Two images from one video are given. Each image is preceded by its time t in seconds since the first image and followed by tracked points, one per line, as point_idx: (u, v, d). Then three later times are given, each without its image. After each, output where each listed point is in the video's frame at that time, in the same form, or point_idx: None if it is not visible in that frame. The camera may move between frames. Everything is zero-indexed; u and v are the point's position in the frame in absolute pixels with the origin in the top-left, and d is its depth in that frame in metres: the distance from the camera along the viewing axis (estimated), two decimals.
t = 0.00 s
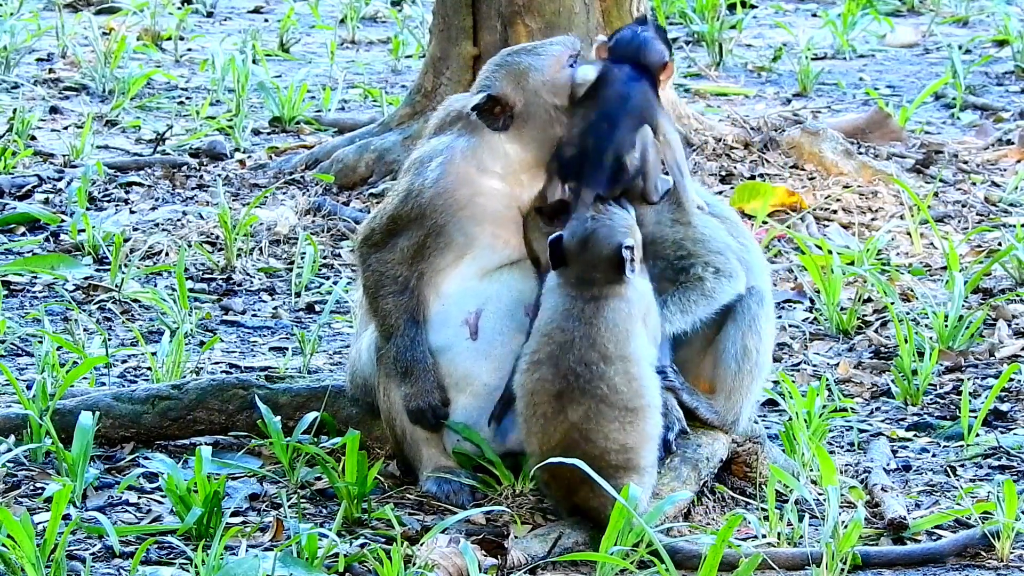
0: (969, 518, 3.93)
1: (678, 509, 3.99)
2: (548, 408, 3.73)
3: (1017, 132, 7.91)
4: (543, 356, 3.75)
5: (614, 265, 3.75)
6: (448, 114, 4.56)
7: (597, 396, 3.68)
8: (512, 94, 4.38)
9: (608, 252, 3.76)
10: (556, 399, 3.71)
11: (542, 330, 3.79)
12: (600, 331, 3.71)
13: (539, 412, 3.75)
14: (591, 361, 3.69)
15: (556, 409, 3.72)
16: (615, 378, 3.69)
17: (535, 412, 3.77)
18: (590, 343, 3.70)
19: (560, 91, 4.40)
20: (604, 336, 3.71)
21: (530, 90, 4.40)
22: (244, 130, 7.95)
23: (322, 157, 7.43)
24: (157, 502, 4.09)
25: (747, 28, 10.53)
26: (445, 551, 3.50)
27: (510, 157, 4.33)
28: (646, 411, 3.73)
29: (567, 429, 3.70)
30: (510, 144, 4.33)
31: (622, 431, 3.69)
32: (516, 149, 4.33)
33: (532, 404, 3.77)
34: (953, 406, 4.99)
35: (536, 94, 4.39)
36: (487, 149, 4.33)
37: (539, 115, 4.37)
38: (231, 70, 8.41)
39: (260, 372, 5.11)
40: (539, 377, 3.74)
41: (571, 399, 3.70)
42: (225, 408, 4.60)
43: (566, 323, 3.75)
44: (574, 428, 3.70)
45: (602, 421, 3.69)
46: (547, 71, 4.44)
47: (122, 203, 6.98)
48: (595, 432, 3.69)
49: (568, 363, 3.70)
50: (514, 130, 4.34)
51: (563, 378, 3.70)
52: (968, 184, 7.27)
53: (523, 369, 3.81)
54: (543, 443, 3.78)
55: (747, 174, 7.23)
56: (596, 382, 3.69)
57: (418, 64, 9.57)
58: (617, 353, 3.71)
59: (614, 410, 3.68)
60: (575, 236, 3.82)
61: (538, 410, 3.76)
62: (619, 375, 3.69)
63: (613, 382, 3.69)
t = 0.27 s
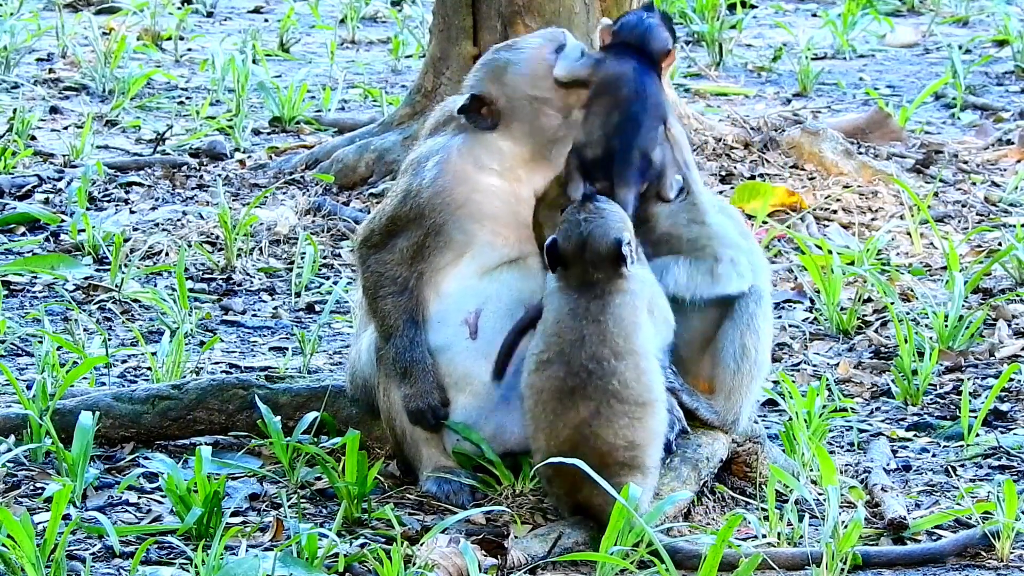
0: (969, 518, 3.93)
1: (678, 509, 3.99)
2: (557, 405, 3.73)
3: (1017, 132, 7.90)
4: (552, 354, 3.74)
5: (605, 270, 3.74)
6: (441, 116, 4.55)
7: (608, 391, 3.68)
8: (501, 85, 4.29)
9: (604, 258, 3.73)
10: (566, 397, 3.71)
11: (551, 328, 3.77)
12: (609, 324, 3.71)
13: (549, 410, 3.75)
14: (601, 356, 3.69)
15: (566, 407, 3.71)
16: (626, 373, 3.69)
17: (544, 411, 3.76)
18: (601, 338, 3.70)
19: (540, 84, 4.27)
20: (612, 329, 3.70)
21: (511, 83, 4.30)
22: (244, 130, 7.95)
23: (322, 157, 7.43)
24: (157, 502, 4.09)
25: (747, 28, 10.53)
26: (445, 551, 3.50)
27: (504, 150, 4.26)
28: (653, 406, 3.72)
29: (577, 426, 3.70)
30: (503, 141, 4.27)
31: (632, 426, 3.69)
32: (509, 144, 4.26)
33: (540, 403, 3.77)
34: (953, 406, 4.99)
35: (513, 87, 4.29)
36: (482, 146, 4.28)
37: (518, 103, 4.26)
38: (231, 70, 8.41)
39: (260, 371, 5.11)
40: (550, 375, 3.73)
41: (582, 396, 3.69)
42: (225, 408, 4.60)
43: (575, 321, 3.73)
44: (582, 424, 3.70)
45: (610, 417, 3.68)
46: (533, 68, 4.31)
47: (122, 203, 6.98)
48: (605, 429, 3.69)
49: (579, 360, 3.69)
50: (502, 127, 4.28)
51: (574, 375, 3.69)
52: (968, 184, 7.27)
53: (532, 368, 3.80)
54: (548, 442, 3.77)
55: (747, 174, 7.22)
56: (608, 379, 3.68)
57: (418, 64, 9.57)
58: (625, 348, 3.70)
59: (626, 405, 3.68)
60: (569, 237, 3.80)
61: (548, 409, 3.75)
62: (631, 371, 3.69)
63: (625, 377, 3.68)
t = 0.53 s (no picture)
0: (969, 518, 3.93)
1: (678, 509, 3.99)
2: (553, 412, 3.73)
3: (1017, 132, 7.90)
4: (546, 362, 3.73)
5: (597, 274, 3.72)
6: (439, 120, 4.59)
7: (603, 397, 3.68)
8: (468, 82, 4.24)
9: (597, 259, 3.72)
10: (563, 404, 3.71)
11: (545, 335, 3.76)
12: (600, 331, 3.70)
13: (547, 418, 3.75)
14: (595, 364, 3.68)
15: (563, 414, 3.71)
16: (622, 380, 3.69)
17: (542, 419, 3.76)
18: (593, 346, 3.69)
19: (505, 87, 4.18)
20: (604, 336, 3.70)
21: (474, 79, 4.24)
22: (244, 130, 7.95)
23: (322, 157, 7.43)
24: (157, 502, 4.09)
25: (747, 28, 10.53)
26: (445, 551, 3.50)
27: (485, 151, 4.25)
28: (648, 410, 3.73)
29: (575, 433, 3.70)
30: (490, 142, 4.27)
31: (629, 431, 3.70)
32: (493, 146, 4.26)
33: (538, 410, 3.77)
34: (953, 406, 4.99)
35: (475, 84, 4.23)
36: (468, 147, 4.27)
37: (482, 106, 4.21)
38: (231, 70, 8.41)
39: (260, 372, 5.11)
40: (546, 385, 3.73)
41: (580, 403, 3.70)
42: (225, 408, 4.61)
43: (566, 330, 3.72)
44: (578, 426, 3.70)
45: (606, 422, 3.68)
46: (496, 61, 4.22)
47: (122, 203, 6.98)
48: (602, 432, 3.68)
49: (575, 369, 3.69)
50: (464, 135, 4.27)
51: (571, 383, 3.69)
52: (968, 184, 7.27)
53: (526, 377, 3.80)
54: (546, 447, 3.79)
55: (747, 174, 7.22)
56: (604, 386, 3.68)
57: (418, 64, 9.57)
58: (619, 354, 3.70)
59: (623, 411, 3.69)
60: (562, 237, 3.76)
61: (546, 417, 3.75)
62: (626, 377, 3.69)
63: (621, 385, 3.69)
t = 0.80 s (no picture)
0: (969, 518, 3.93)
1: (678, 509, 3.99)
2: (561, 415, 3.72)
3: (1017, 132, 7.90)
4: (556, 363, 3.70)
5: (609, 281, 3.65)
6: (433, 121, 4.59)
7: (610, 400, 3.67)
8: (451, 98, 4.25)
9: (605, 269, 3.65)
10: (572, 409, 3.70)
11: (550, 340, 3.72)
12: (610, 336, 3.68)
13: (555, 421, 3.73)
14: (604, 368, 3.66)
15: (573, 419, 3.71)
16: (632, 385, 3.68)
17: (549, 422, 3.74)
18: (603, 350, 3.67)
19: (510, 85, 4.14)
20: (613, 340, 3.67)
21: (462, 101, 4.23)
22: (244, 130, 7.95)
23: (322, 157, 7.43)
24: (157, 502, 4.09)
25: (747, 28, 10.53)
26: (445, 551, 3.50)
27: (473, 159, 4.22)
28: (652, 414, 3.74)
29: (584, 439, 3.70)
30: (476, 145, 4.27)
31: (636, 435, 3.71)
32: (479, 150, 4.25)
33: (541, 413, 3.75)
34: (953, 406, 4.99)
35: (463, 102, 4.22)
36: (451, 154, 4.27)
37: (482, 115, 4.17)
38: (231, 70, 8.41)
39: (260, 372, 5.11)
40: (556, 390, 3.71)
41: (589, 409, 3.69)
42: (225, 408, 4.61)
43: (576, 332, 3.69)
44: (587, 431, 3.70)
45: (614, 425, 3.69)
46: (482, 67, 4.21)
47: (122, 203, 6.98)
48: (609, 437, 3.69)
49: (585, 375, 3.68)
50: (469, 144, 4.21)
51: (581, 389, 3.68)
52: (968, 184, 7.27)
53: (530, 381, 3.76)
54: (548, 449, 3.77)
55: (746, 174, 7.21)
56: (614, 391, 3.67)
57: (418, 64, 9.56)
58: (627, 358, 3.67)
59: (630, 417, 3.69)
60: (574, 240, 3.71)
61: (553, 420, 3.73)
62: (636, 383, 3.68)
63: (630, 390, 3.68)
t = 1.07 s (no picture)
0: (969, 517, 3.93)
1: (678, 509, 3.99)
2: (574, 412, 3.70)
3: (1017, 132, 7.90)
4: (574, 359, 3.69)
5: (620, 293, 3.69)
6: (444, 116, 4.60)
7: (626, 398, 3.69)
8: (483, 101, 4.29)
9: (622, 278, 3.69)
10: (587, 408, 3.69)
11: (569, 339, 3.70)
12: (623, 334, 3.73)
13: (566, 418, 3.71)
14: (621, 364, 3.69)
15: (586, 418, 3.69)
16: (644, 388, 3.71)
17: (560, 417, 3.71)
18: (618, 348, 3.70)
19: (550, 91, 4.24)
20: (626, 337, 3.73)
21: (496, 103, 4.27)
22: (244, 130, 7.95)
23: (322, 157, 7.43)
24: (157, 502, 4.09)
25: (747, 28, 10.53)
26: (445, 551, 3.50)
27: (489, 158, 4.26)
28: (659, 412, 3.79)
29: (598, 438, 3.70)
30: (478, 143, 4.27)
31: (642, 438, 3.72)
32: (484, 148, 4.26)
33: (554, 409, 3.71)
34: (953, 406, 4.99)
35: (500, 104, 4.26)
36: (461, 152, 4.29)
37: (520, 118, 4.23)
38: (231, 70, 8.41)
39: (260, 371, 5.11)
40: (573, 387, 3.69)
41: (602, 409, 3.68)
42: (225, 408, 4.61)
43: (592, 331, 3.71)
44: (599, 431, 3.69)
45: (628, 422, 3.70)
46: (522, 69, 4.29)
47: (122, 203, 6.98)
48: (620, 435, 3.70)
49: (603, 376, 3.68)
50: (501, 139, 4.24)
51: (597, 388, 3.68)
52: (968, 184, 7.27)
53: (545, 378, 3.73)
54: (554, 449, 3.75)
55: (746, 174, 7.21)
56: (628, 393, 3.69)
57: (418, 64, 9.56)
58: (639, 356, 3.72)
59: (639, 420, 3.71)
60: (581, 257, 3.71)
61: (564, 417, 3.71)
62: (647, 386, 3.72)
63: (643, 392, 3.71)
